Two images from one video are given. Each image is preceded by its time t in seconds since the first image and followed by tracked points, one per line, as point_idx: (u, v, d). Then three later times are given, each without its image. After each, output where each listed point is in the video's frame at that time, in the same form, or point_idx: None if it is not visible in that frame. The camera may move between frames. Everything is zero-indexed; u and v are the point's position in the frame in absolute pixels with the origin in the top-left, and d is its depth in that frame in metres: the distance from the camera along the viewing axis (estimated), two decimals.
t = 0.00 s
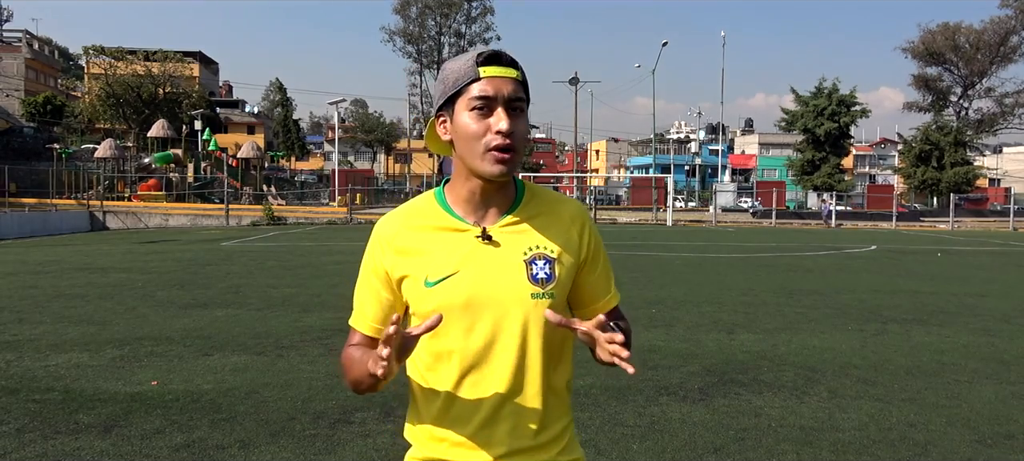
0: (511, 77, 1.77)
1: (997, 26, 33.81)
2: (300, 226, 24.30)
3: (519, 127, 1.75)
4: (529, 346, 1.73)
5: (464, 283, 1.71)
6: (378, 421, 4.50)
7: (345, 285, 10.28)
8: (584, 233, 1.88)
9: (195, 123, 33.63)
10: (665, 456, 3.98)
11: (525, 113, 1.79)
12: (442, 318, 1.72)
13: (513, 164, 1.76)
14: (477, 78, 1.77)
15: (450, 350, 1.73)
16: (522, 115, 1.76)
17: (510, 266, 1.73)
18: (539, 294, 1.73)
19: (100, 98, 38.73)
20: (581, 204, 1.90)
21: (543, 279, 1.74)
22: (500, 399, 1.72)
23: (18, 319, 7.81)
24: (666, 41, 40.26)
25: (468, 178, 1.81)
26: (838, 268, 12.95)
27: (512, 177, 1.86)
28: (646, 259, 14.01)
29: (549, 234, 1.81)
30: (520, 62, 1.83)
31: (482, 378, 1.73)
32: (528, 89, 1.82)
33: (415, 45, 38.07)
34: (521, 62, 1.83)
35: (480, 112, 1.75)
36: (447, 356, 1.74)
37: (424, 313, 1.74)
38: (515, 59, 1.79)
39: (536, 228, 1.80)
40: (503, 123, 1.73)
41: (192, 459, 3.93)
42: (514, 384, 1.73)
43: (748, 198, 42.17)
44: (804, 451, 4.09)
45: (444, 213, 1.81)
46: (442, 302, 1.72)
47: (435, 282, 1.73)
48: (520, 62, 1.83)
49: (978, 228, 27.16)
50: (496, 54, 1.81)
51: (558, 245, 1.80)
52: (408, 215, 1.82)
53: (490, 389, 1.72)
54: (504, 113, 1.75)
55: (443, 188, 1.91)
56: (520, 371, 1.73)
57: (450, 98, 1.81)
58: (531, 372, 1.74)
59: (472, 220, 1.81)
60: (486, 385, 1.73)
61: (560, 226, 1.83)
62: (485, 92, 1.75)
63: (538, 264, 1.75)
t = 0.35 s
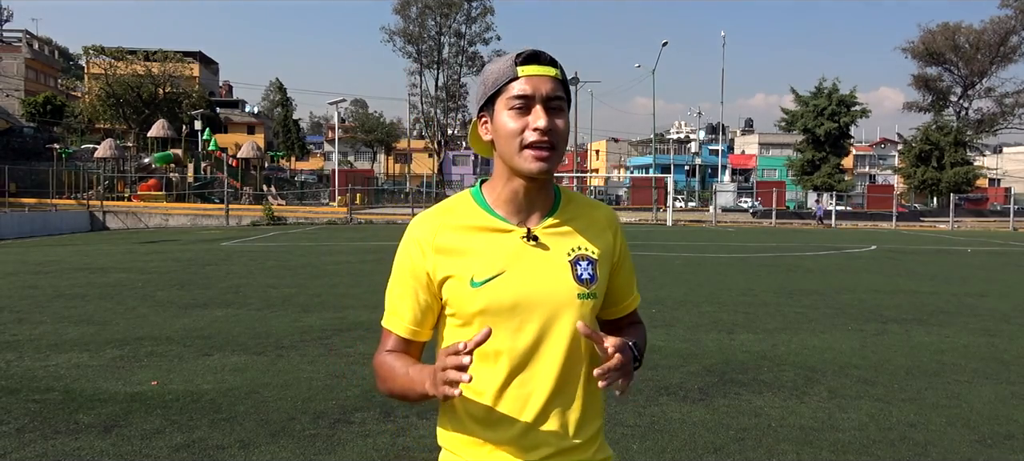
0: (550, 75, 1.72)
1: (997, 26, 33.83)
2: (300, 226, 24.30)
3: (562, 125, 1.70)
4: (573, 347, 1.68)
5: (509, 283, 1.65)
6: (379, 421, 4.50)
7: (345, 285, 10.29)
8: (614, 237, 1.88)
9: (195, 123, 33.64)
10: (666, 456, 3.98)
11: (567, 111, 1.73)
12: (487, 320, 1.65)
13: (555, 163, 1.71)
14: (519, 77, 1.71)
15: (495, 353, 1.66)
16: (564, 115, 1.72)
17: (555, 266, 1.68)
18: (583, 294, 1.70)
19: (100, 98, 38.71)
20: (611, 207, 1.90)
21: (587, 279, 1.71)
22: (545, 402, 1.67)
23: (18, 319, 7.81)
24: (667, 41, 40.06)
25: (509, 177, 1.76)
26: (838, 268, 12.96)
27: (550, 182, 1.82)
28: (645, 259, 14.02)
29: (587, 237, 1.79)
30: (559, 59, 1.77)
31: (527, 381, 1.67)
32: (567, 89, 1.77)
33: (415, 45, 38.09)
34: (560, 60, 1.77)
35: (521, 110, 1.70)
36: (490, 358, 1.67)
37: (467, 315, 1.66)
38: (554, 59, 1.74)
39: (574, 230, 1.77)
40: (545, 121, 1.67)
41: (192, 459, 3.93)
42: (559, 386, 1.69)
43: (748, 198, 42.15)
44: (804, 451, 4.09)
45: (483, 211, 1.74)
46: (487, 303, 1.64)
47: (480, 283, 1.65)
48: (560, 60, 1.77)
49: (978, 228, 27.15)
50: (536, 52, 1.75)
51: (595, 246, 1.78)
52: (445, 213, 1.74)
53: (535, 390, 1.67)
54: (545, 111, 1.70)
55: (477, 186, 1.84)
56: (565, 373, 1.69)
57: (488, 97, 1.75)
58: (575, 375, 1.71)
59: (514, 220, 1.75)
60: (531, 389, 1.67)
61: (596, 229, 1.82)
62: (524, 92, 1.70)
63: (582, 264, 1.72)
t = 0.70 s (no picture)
0: (568, 77, 1.72)
1: (997, 26, 33.84)
2: (300, 226, 24.30)
3: (583, 125, 1.71)
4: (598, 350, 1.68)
5: (547, 281, 1.63)
6: (379, 421, 4.50)
7: (345, 285, 10.29)
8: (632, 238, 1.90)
9: (195, 123, 33.65)
10: (666, 456, 3.98)
11: (588, 113, 1.73)
12: (525, 317, 1.63)
13: (579, 163, 1.71)
14: (537, 81, 1.71)
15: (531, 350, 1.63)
16: (585, 115, 1.71)
17: (588, 266, 1.69)
18: (615, 292, 1.71)
19: (100, 98, 38.71)
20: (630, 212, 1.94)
21: (617, 280, 1.73)
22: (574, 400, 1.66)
23: (18, 319, 7.81)
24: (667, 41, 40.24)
25: (538, 179, 1.74)
26: (838, 268, 12.96)
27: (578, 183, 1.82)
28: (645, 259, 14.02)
29: (614, 239, 1.81)
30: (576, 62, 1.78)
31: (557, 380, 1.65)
32: (589, 89, 1.76)
33: (415, 45, 38.10)
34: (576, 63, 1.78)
35: (540, 114, 1.71)
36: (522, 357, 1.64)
37: (503, 312, 1.63)
38: (570, 61, 1.74)
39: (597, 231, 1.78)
40: (562, 124, 1.68)
41: (192, 459, 3.94)
42: (590, 383, 1.68)
43: (748, 197, 42.14)
44: (805, 451, 4.09)
45: (521, 209, 1.72)
46: (524, 300, 1.62)
47: (521, 279, 1.62)
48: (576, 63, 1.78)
49: (978, 228, 27.15)
50: (551, 57, 1.75)
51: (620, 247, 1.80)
52: (480, 213, 1.70)
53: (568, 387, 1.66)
54: (564, 112, 1.70)
55: (505, 186, 1.82)
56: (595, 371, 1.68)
57: (509, 98, 1.74)
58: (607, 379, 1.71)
59: (547, 219, 1.74)
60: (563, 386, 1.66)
61: (619, 232, 1.84)
62: (544, 95, 1.70)
63: (613, 265, 1.74)
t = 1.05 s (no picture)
0: (553, 78, 1.70)
1: (997, 26, 33.86)
2: (300, 226, 24.29)
3: (567, 126, 1.68)
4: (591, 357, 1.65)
5: (538, 282, 1.66)
6: (379, 421, 4.50)
7: (346, 285, 10.29)
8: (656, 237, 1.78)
9: (195, 123, 33.65)
10: (666, 456, 3.98)
11: (575, 115, 1.70)
12: (515, 317, 1.67)
13: (564, 167, 1.70)
14: (523, 85, 1.72)
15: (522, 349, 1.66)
16: (570, 117, 1.69)
17: (580, 267, 1.67)
18: (612, 298, 1.67)
19: (100, 98, 38.69)
20: (657, 210, 1.82)
21: (617, 284, 1.68)
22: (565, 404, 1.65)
23: (18, 319, 7.81)
24: (667, 41, 38.99)
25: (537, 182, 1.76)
26: (838, 268, 12.96)
27: (587, 178, 1.80)
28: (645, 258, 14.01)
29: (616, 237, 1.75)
30: (572, 61, 1.74)
31: (545, 382, 1.66)
32: (586, 91, 1.73)
33: (415, 45, 38.12)
34: (572, 61, 1.74)
35: (524, 118, 1.71)
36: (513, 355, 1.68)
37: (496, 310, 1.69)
38: (556, 61, 1.73)
39: (597, 230, 1.73)
40: (541, 126, 1.68)
41: (192, 459, 3.93)
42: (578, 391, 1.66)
43: (748, 197, 42.12)
44: (804, 451, 4.09)
45: (525, 214, 1.75)
46: (513, 301, 1.66)
47: (510, 279, 1.68)
48: (572, 61, 1.74)
49: (978, 228, 27.15)
50: (539, 60, 1.75)
51: (627, 248, 1.72)
52: (486, 212, 1.78)
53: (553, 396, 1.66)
54: (546, 113, 1.69)
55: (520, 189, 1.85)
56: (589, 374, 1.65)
57: (502, 101, 1.76)
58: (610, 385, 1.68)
59: (548, 220, 1.75)
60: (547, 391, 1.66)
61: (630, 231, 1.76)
62: (528, 99, 1.70)
63: (612, 269, 1.69)
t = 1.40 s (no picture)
0: (556, 83, 1.70)
1: (997, 26, 33.88)
2: (300, 226, 24.29)
3: (567, 133, 1.69)
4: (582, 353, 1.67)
5: (525, 278, 1.67)
6: (379, 421, 4.50)
7: (346, 285, 10.29)
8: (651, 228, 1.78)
9: (195, 123, 33.66)
10: (666, 456, 3.98)
11: (576, 120, 1.72)
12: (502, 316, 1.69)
13: (557, 171, 1.71)
14: (523, 87, 1.72)
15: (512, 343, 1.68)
16: (570, 123, 1.70)
17: (570, 264, 1.67)
18: (603, 290, 1.67)
19: (100, 98, 38.69)
20: (652, 203, 1.82)
21: (608, 276, 1.68)
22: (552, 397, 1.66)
23: (18, 319, 7.81)
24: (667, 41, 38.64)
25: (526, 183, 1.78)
26: (838, 268, 12.95)
27: (579, 175, 1.80)
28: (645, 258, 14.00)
29: (608, 230, 1.74)
30: (575, 64, 1.74)
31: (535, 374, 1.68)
32: (583, 94, 1.74)
33: (415, 45, 38.14)
34: (576, 63, 1.74)
35: (523, 121, 1.71)
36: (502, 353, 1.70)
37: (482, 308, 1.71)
38: (559, 64, 1.72)
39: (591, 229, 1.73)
40: (540, 134, 1.68)
41: (192, 459, 3.93)
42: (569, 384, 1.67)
43: (748, 197, 42.10)
44: (804, 451, 4.09)
45: (514, 207, 1.77)
46: (500, 296, 1.68)
47: (498, 272, 1.70)
48: (575, 64, 1.74)
49: (978, 228, 27.15)
50: (544, 59, 1.74)
51: (619, 241, 1.73)
52: (474, 207, 1.81)
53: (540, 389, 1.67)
54: (546, 121, 1.70)
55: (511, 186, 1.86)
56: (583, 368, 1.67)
57: (499, 101, 1.75)
58: (608, 359, 1.69)
59: (538, 213, 1.76)
60: (533, 386, 1.68)
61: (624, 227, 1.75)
62: (527, 102, 1.70)
63: (603, 260, 1.69)
